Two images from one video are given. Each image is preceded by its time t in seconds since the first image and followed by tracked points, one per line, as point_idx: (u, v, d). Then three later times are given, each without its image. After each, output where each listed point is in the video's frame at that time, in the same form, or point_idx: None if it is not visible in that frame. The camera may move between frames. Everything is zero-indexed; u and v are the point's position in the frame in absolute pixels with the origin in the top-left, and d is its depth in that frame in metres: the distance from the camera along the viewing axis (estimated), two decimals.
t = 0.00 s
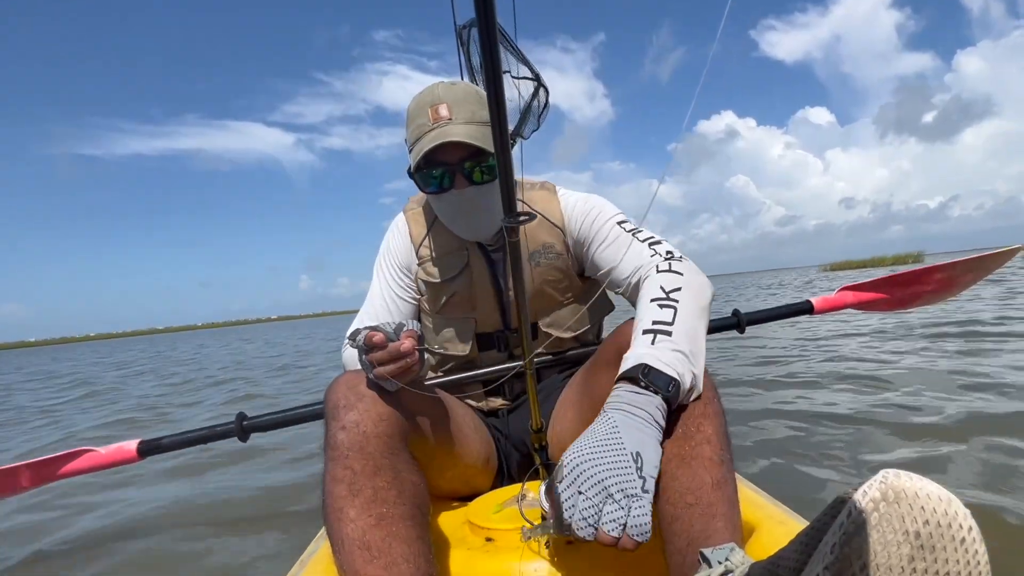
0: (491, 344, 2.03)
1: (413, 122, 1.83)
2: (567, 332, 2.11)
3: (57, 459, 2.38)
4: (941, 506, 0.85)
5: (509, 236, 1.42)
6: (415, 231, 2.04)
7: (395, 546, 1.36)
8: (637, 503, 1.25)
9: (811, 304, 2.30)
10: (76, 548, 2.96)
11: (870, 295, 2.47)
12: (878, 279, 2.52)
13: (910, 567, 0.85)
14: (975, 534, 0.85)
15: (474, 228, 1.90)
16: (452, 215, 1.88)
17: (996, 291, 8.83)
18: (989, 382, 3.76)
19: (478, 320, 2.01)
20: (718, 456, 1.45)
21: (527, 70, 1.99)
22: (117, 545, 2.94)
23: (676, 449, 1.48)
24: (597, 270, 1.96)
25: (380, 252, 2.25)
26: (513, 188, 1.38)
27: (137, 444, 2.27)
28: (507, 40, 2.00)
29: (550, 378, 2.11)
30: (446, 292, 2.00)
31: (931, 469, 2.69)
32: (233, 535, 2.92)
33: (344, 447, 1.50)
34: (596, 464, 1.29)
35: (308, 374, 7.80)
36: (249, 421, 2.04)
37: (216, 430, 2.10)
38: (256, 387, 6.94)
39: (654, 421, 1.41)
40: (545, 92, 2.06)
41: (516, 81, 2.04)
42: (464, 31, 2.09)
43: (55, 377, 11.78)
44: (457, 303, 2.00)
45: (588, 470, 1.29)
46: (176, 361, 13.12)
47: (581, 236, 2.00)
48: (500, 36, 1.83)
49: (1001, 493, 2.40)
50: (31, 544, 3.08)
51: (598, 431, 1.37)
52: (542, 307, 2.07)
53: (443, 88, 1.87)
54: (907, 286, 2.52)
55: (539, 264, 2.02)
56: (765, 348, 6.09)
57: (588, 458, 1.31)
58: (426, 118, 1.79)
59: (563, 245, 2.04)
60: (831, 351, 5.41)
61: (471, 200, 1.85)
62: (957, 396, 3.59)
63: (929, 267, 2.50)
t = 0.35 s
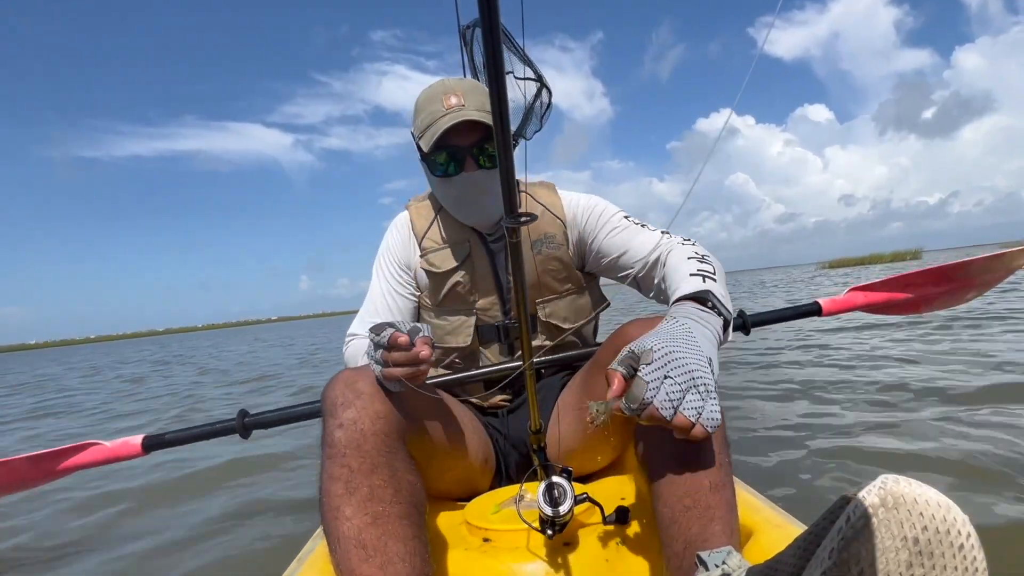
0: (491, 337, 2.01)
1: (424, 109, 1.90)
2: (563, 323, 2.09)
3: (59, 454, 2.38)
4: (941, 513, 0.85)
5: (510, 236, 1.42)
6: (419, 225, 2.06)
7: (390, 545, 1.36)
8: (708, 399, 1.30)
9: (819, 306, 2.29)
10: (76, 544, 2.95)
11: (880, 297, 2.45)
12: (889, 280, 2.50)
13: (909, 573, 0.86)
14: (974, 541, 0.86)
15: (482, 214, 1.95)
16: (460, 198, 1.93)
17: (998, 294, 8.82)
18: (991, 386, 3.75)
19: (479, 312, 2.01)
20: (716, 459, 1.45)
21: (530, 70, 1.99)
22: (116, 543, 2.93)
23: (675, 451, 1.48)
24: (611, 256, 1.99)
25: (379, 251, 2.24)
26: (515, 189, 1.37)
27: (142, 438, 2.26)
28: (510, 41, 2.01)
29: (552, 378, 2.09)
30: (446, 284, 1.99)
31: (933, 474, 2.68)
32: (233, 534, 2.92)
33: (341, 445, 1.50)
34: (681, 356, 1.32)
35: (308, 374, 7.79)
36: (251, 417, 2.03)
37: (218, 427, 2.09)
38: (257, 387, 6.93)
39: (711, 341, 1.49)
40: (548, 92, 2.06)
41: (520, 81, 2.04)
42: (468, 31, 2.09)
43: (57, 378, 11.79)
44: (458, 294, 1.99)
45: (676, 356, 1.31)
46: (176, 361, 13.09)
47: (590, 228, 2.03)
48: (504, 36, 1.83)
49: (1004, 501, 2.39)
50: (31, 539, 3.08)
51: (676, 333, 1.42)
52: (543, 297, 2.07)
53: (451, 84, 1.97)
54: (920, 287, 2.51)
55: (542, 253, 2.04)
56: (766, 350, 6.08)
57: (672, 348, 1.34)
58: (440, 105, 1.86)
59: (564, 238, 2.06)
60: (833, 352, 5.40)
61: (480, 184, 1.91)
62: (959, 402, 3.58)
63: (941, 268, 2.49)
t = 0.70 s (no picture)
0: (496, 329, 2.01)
1: (443, 101, 1.96)
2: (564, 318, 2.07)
3: (59, 443, 2.38)
4: (942, 516, 0.86)
5: (513, 237, 1.42)
6: (426, 218, 2.07)
7: (390, 544, 1.36)
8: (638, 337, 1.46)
9: (818, 319, 2.30)
10: (78, 558, 2.95)
11: (878, 311, 2.45)
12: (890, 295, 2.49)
13: None
14: (975, 544, 0.86)
15: (491, 205, 2.00)
16: (471, 188, 1.99)
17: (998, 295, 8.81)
18: (993, 389, 3.74)
19: (484, 303, 2.01)
20: (717, 460, 1.45)
21: (532, 71, 1.99)
22: (118, 555, 2.93)
23: (675, 452, 1.48)
24: (610, 259, 2.04)
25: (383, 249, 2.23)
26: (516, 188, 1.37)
27: (141, 425, 2.25)
28: (510, 40, 2.01)
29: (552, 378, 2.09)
30: (452, 273, 1.98)
31: (936, 477, 2.68)
32: (235, 544, 2.91)
33: (341, 444, 1.50)
34: (630, 292, 1.50)
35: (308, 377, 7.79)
36: (251, 410, 2.02)
37: (217, 418, 2.09)
38: (257, 390, 6.92)
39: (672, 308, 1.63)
40: (550, 92, 2.05)
41: (521, 81, 2.03)
42: (470, 31, 2.09)
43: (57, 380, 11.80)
44: (464, 284, 1.99)
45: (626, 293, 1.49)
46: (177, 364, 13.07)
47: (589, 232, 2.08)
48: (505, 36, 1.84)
49: (1007, 504, 2.39)
50: (32, 553, 3.07)
51: (638, 280, 1.59)
52: (544, 291, 2.07)
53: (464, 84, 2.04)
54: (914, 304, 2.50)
55: (544, 245, 2.04)
56: (768, 351, 6.08)
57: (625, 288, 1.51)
58: (459, 96, 1.92)
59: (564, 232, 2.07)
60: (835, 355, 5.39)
61: (491, 176, 1.98)
62: (961, 404, 3.58)
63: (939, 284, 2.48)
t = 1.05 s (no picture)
0: (496, 328, 2.00)
1: (454, 100, 1.96)
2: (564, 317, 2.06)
3: (57, 446, 2.38)
4: (941, 517, 0.85)
5: (512, 238, 1.42)
6: (428, 216, 2.07)
7: (388, 543, 1.36)
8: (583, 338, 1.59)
9: (815, 323, 2.30)
10: (77, 559, 2.94)
11: (875, 313, 2.46)
12: (882, 297, 2.49)
13: None
14: (975, 545, 0.86)
15: (495, 206, 2.01)
16: (477, 189, 1.99)
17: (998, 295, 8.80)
18: (995, 391, 3.73)
19: (485, 302, 2.01)
20: (716, 461, 1.44)
21: (532, 71, 1.99)
22: (117, 556, 2.92)
23: (674, 453, 1.48)
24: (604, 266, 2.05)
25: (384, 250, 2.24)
26: (515, 188, 1.36)
27: (140, 423, 2.25)
28: (509, 39, 2.01)
29: (552, 379, 2.08)
30: (453, 273, 1.98)
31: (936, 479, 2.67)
32: (235, 545, 2.91)
33: (339, 442, 1.49)
34: (579, 295, 1.63)
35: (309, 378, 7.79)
36: (250, 408, 2.02)
37: (215, 417, 2.08)
38: (257, 391, 6.93)
39: (628, 312, 1.66)
40: (550, 92, 2.05)
41: (521, 81, 2.03)
42: (470, 32, 2.10)
43: (57, 381, 11.81)
44: (465, 281, 1.99)
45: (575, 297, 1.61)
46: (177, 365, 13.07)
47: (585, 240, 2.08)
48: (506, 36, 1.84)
49: (1008, 508, 2.38)
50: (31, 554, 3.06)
51: (596, 284, 1.69)
52: (545, 290, 2.06)
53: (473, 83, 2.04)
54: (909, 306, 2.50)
55: (543, 244, 2.04)
56: (768, 351, 6.07)
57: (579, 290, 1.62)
58: (471, 97, 1.92)
59: (563, 232, 2.07)
60: (836, 356, 5.39)
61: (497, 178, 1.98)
62: (963, 405, 3.57)
63: (931, 287, 2.46)
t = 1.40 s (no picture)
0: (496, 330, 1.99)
1: (456, 102, 1.96)
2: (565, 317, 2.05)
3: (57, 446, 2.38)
4: (942, 518, 0.85)
5: (512, 238, 1.41)
6: (428, 216, 2.07)
7: (389, 543, 1.36)
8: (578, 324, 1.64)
9: (815, 323, 2.30)
10: (78, 561, 2.93)
11: (874, 313, 2.47)
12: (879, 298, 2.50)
13: None
14: (975, 545, 0.86)
15: (497, 206, 2.01)
16: (479, 190, 1.99)
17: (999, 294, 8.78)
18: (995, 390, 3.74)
19: (486, 302, 2.01)
20: (715, 460, 1.44)
21: (532, 71, 2.00)
22: (118, 558, 2.92)
23: (674, 453, 1.48)
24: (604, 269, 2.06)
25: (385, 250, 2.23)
26: (515, 189, 1.36)
27: (139, 425, 2.25)
28: (509, 40, 2.02)
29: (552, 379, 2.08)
30: (454, 273, 1.98)
31: (937, 478, 2.67)
32: (235, 546, 2.91)
33: (340, 442, 1.49)
34: (564, 301, 1.69)
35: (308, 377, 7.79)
36: (250, 409, 2.02)
37: (215, 418, 2.08)
38: (258, 390, 6.93)
39: (615, 312, 1.68)
40: (550, 92, 2.06)
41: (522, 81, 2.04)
42: (470, 32, 2.10)
43: (57, 381, 11.82)
44: (466, 282, 1.99)
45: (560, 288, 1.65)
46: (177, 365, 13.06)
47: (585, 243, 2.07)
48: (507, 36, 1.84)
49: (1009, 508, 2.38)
50: (32, 555, 3.06)
51: (582, 291, 1.75)
52: (546, 291, 2.06)
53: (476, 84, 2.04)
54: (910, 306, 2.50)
55: (544, 245, 2.03)
56: (769, 351, 6.07)
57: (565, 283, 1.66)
58: (472, 98, 1.92)
59: (564, 233, 2.07)
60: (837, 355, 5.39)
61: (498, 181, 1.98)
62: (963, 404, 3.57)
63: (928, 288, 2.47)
